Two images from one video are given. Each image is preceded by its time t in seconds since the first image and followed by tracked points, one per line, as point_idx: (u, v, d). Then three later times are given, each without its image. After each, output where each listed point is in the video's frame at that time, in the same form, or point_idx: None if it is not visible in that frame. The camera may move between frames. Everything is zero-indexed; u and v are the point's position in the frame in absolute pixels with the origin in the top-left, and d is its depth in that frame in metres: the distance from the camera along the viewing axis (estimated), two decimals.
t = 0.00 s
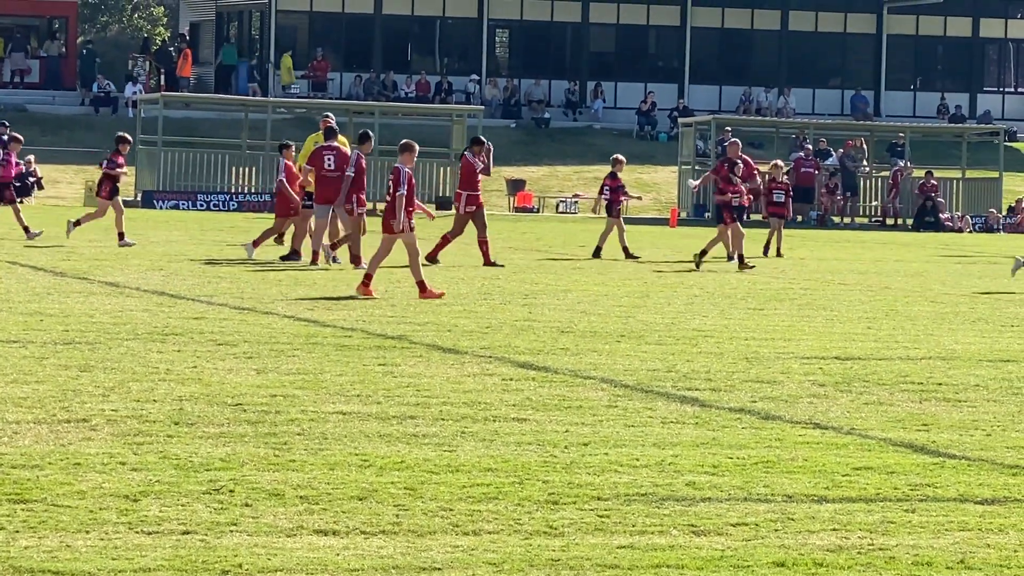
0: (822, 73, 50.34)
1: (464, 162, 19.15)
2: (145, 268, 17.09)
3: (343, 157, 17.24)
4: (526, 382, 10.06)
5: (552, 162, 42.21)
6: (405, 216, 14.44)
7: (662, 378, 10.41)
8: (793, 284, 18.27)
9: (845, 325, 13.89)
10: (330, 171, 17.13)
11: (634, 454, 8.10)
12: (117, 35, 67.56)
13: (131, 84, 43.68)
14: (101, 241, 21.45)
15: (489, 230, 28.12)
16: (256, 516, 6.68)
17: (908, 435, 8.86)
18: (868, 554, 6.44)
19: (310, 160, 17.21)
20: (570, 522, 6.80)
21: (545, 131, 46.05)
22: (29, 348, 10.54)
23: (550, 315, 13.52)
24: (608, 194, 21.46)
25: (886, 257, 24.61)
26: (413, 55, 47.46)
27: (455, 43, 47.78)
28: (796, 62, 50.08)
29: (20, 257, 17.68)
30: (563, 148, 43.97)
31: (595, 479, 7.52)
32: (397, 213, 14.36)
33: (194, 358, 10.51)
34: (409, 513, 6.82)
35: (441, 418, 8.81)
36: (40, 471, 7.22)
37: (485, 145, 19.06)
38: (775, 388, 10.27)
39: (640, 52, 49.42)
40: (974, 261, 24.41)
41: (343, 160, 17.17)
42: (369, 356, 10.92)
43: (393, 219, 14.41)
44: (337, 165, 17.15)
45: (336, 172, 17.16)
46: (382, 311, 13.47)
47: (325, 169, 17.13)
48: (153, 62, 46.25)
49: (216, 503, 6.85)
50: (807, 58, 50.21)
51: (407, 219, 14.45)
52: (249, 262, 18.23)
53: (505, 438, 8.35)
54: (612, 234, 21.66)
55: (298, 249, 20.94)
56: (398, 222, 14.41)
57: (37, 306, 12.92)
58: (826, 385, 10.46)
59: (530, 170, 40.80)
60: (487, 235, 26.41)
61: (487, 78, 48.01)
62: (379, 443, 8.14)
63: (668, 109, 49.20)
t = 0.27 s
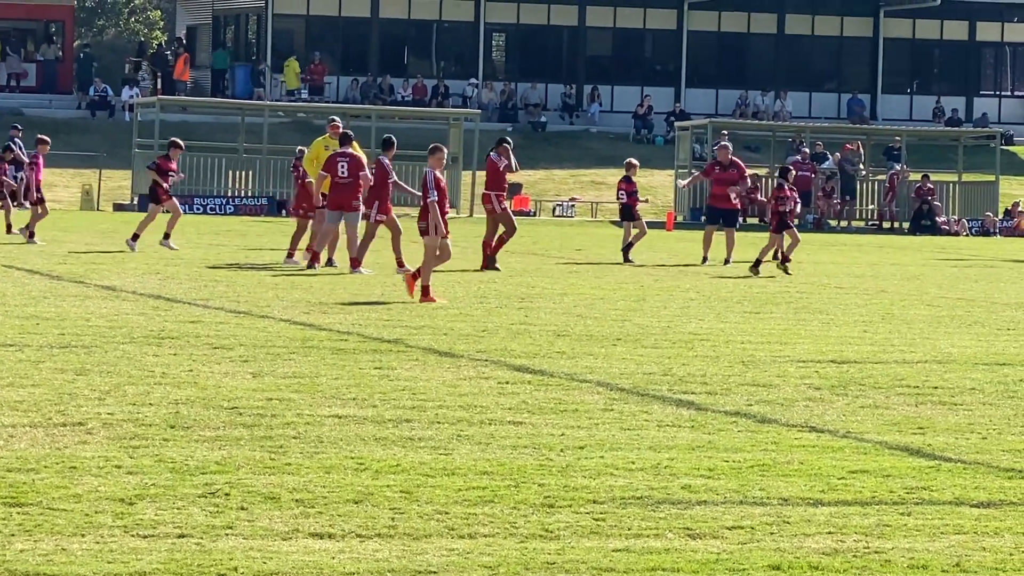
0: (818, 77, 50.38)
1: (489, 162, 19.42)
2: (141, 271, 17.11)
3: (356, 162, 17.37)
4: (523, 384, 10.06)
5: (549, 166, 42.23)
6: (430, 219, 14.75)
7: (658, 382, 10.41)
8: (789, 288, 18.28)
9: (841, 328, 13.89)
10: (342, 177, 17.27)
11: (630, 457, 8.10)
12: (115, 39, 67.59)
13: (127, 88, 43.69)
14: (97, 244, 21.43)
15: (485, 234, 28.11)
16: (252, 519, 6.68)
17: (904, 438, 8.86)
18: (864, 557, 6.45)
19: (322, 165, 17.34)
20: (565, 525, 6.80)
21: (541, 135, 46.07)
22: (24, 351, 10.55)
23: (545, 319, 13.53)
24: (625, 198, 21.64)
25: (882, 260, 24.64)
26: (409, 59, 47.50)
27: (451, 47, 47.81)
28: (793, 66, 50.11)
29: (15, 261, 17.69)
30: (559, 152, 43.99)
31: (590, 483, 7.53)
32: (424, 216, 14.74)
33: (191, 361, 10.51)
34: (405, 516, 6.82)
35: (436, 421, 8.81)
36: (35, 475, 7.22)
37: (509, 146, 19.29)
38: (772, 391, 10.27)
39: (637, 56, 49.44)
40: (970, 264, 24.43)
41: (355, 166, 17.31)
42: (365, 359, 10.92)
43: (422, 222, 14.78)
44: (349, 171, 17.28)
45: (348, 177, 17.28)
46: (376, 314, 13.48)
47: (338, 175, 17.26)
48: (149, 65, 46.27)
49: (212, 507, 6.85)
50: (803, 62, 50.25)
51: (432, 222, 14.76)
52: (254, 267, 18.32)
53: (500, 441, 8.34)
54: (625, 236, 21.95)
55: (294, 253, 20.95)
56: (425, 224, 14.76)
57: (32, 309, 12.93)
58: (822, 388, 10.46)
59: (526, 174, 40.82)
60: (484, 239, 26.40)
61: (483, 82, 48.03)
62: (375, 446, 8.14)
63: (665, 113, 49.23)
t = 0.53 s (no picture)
0: (813, 81, 50.43)
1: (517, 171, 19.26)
2: (136, 275, 17.09)
3: (366, 166, 17.38)
4: (518, 389, 10.06)
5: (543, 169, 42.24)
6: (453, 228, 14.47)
7: (653, 385, 10.41)
8: (783, 291, 18.30)
9: (836, 332, 13.90)
10: (352, 181, 17.27)
11: (624, 460, 8.11)
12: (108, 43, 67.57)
13: (122, 92, 43.67)
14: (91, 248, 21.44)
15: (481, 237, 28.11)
16: (247, 523, 6.68)
17: (898, 441, 8.87)
18: (858, 561, 6.45)
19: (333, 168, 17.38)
20: (560, 529, 6.80)
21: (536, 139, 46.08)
22: (19, 356, 10.54)
23: (540, 322, 13.54)
24: (638, 204, 21.57)
25: (877, 264, 24.66)
26: (404, 62, 47.52)
27: (445, 50, 47.83)
28: (787, 70, 50.17)
29: (10, 266, 17.67)
30: (554, 156, 44.00)
31: (585, 486, 7.54)
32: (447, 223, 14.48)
33: (186, 365, 10.51)
34: (400, 520, 6.83)
35: (431, 425, 8.81)
36: (30, 480, 7.22)
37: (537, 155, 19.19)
38: (766, 395, 10.28)
39: (631, 59, 49.47)
40: (965, 268, 24.46)
41: (365, 170, 17.31)
42: (360, 363, 10.93)
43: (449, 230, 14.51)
44: (359, 175, 17.29)
45: (358, 181, 17.28)
46: (371, 318, 13.48)
47: (348, 178, 17.28)
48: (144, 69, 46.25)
49: (207, 510, 6.85)
50: (798, 65, 50.31)
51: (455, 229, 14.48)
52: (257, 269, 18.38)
53: (494, 445, 8.35)
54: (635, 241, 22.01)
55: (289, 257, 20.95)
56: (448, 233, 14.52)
57: (27, 313, 12.92)
58: (816, 392, 10.47)
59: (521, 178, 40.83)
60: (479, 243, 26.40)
61: (478, 85, 48.04)
62: (369, 450, 8.15)
63: (659, 117, 49.27)
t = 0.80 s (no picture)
0: (804, 85, 50.51)
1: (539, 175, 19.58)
2: (128, 281, 17.07)
3: (371, 172, 17.39)
4: (509, 393, 10.06)
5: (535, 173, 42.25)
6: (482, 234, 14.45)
7: (645, 390, 10.42)
8: (774, 295, 18.29)
9: (827, 336, 13.91)
10: (356, 187, 17.29)
11: (615, 465, 8.11)
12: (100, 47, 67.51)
13: (113, 97, 43.64)
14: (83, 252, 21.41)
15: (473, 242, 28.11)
16: (238, 529, 6.68)
17: (889, 446, 8.89)
18: (849, 566, 6.46)
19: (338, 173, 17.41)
20: (552, 534, 6.80)
21: (528, 143, 46.11)
22: (9, 361, 10.53)
23: (532, 327, 13.54)
24: (642, 209, 21.62)
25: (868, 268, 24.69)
26: (396, 67, 47.53)
27: (437, 55, 47.85)
28: (779, 74, 50.23)
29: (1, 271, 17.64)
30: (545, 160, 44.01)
31: (576, 491, 7.54)
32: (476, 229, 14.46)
33: (177, 370, 10.50)
34: (391, 526, 6.83)
35: (422, 430, 8.81)
36: (21, 485, 7.21)
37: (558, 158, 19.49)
38: (758, 399, 10.29)
39: (623, 63, 49.51)
40: (957, 272, 24.48)
41: (369, 176, 17.32)
42: (351, 368, 10.92)
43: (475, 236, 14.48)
44: (363, 181, 17.30)
45: (362, 187, 17.30)
46: (362, 323, 13.48)
47: (352, 184, 17.31)
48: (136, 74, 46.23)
49: (198, 516, 6.84)
50: (789, 69, 50.37)
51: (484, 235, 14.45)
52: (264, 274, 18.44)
53: (486, 450, 8.35)
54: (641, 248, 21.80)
55: (281, 262, 20.94)
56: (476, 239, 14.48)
57: (19, 318, 12.90)
58: (808, 396, 10.48)
59: (512, 182, 40.84)
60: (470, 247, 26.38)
61: (470, 90, 48.06)
62: (360, 455, 8.14)
63: (651, 121, 49.30)
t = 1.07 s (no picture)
0: (792, 90, 50.60)
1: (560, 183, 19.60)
2: (116, 286, 17.05)
3: (370, 177, 17.43)
4: (497, 399, 10.06)
5: (523, 179, 42.27)
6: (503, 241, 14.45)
7: (632, 395, 10.42)
8: (762, 300, 18.32)
9: (814, 341, 13.92)
10: (356, 193, 17.37)
11: (603, 470, 8.12)
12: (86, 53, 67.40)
13: (101, 103, 43.58)
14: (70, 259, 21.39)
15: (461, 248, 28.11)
16: (225, 534, 6.67)
17: (877, 450, 8.90)
18: (836, 570, 6.47)
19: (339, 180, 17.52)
20: (539, 539, 6.80)
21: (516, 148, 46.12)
22: None
23: (519, 332, 13.54)
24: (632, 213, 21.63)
25: (856, 272, 24.73)
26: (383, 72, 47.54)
27: (425, 60, 47.87)
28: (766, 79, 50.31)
29: None
30: (533, 165, 44.03)
31: (564, 496, 7.54)
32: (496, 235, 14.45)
33: (164, 376, 10.48)
34: (379, 531, 6.82)
35: (410, 436, 8.81)
36: (8, 491, 7.19)
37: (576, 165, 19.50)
38: (746, 404, 10.30)
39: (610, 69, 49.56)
40: (944, 276, 24.53)
41: (367, 182, 17.35)
42: (339, 373, 10.91)
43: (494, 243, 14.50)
44: (361, 187, 17.36)
45: (362, 192, 17.38)
46: (350, 329, 13.47)
47: (353, 191, 17.40)
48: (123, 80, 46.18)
49: (186, 522, 6.83)
50: (777, 75, 50.46)
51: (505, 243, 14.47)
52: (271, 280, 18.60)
53: (474, 455, 8.35)
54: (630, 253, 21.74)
55: (269, 267, 20.95)
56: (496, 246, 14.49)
57: (5, 324, 12.87)
58: (796, 401, 10.49)
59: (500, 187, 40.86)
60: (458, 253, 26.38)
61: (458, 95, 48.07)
62: (348, 460, 8.14)
63: (639, 126, 49.34)
